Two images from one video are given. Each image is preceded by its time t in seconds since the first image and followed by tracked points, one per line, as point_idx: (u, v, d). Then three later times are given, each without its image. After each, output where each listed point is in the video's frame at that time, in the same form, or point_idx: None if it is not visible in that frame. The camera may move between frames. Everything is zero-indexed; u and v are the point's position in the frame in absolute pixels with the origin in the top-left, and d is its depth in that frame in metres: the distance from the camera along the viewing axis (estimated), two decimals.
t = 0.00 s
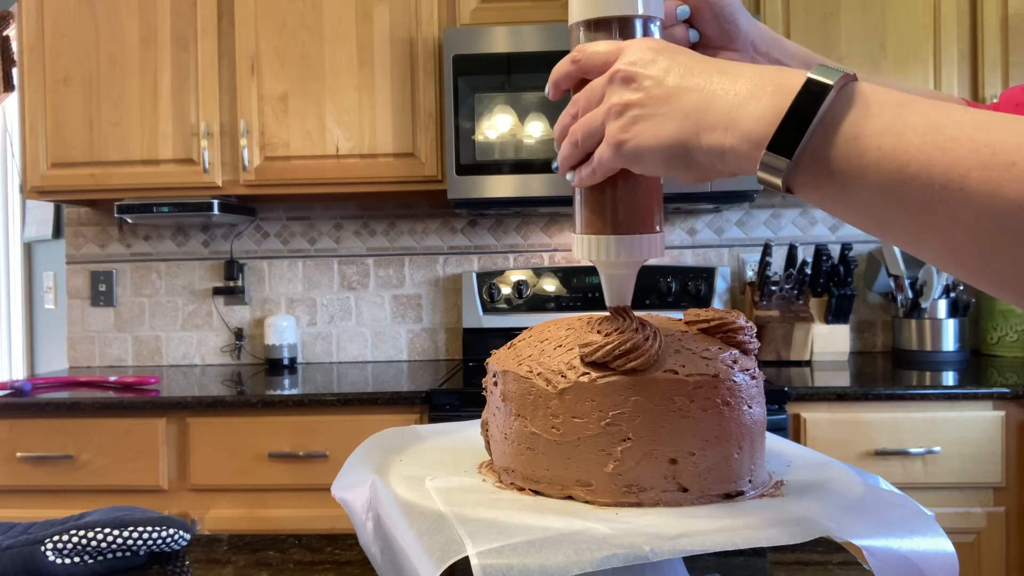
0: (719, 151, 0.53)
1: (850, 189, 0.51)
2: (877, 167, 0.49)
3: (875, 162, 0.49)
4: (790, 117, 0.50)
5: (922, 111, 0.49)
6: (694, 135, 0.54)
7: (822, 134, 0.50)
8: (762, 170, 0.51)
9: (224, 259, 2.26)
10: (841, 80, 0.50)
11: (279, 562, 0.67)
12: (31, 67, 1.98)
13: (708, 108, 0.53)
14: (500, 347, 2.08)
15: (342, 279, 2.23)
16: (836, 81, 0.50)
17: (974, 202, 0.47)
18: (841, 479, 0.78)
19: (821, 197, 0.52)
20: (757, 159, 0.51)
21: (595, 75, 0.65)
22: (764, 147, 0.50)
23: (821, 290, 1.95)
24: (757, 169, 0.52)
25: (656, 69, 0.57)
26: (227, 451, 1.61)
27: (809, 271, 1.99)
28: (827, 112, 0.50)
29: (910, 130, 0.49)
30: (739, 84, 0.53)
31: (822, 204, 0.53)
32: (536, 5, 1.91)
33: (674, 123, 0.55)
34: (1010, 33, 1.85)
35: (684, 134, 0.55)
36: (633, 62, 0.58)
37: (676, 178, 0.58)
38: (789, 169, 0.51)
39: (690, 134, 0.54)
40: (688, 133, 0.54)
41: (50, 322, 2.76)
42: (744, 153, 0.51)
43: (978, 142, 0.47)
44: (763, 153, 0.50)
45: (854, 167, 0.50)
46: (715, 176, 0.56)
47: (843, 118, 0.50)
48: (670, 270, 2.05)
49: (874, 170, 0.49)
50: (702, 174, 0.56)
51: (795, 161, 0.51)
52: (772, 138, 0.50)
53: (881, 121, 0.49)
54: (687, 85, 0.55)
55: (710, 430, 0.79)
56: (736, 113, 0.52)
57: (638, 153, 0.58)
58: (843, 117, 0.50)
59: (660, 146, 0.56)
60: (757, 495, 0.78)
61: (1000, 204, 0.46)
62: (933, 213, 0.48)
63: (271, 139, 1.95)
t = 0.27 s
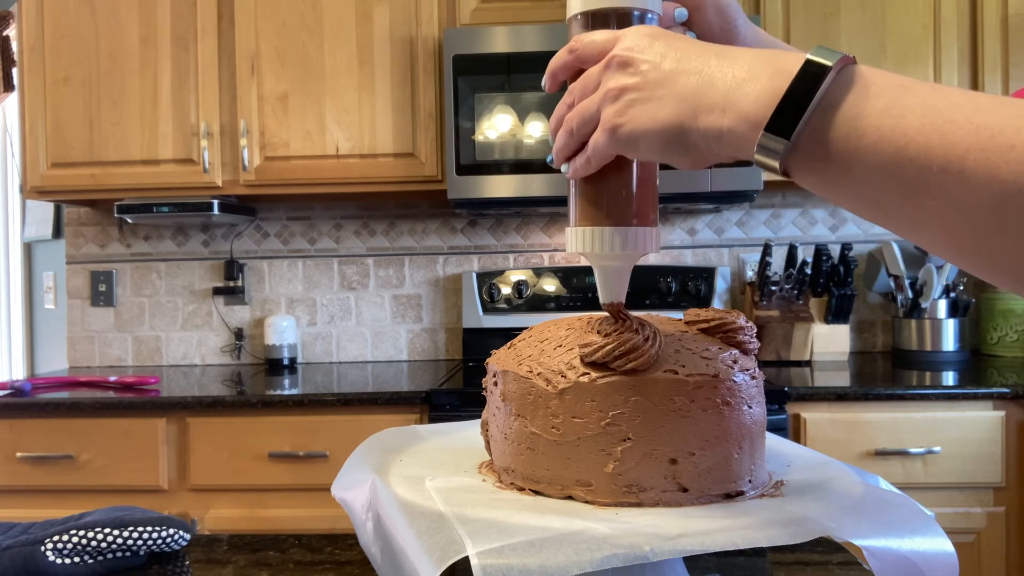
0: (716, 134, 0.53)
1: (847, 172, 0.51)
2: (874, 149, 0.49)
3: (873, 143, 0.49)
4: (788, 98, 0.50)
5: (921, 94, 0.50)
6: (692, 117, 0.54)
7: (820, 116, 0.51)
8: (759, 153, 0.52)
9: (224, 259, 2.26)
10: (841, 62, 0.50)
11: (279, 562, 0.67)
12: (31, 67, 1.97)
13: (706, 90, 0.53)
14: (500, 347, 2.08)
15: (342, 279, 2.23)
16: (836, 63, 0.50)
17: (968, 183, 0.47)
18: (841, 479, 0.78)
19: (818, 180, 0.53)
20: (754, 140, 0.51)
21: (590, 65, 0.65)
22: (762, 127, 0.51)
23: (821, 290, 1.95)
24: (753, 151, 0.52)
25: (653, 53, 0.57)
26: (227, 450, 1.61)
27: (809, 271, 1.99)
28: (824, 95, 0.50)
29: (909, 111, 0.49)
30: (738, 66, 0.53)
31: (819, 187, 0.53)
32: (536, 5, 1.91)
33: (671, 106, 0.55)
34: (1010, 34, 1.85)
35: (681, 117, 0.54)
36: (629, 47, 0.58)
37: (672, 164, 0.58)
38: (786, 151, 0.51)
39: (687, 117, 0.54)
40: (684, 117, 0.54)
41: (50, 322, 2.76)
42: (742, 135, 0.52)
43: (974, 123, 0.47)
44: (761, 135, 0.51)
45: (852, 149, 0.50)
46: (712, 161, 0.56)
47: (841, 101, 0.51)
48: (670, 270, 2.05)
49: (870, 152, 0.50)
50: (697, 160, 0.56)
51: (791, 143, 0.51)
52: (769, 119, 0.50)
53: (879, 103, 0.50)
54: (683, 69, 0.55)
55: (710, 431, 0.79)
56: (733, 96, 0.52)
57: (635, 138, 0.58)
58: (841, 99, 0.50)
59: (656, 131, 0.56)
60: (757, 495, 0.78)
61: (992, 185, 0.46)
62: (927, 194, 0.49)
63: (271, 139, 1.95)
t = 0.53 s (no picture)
0: (723, 104, 0.55)
1: (845, 145, 0.52)
2: (873, 122, 0.51)
3: (873, 117, 0.51)
4: (791, 70, 0.51)
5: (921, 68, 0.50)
6: (698, 89, 0.56)
7: (823, 89, 0.52)
8: (761, 124, 0.53)
9: (224, 259, 2.26)
10: (845, 35, 0.51)
11: (279, 562, 0.67)
12: (31, 67, 1.97)
13: (713, 61, 0.55)
14: (501, 347, 2.08)
15: (342, 279, 2.23)
16: (840, 35, 0.51)
17: (963, 158, 0.49)
18: (841, 478, 0.78)
19: (818, 152, 0.54)
20: (757, 110, 0.53)
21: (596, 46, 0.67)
22: (765, 98, 0.52)
23: (821, 290, 1.95)
24: (756, 123, 0.53)
25: (658, 29, 0.58)
26: (227, 451, 1.61)
27: (809, 271, 1.99)
28: (828, 67, 0.52)
29: (908, 86, 0.50)
30: (744, 41, 0.54)
31: (820, 158, 0.54)
32: (536, 5, 1.91)
33: (678, 78, 0.56)
34: (1010, 33, 1.85)
35: (688, 88, 0.56)
36: (634, 25, 0.59)
37: (676, 139, 0.60)
38: (788, 122, 0.53)
39: (693, 88, 0.56)
40: (691, 88, 0.56)
41: (49, 322, 2.76)
42: (747, 106, 0.53)
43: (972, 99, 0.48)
44: (765, 104, 0.52)
45: (852, 123, 0.51)
46: (715, 134, 0.58)
47: (843, 75, 0.52)
48: (670, 270, 2.05)
49: (869, 126, 0.51)
50: (700, 133, 0.58)
51: (794, 113, 0.52)
52: (774, 89, 0.52)
53: (880, 78, 0.51)
54: (689, 43, 0.56)
55: (710, 431, 0.79)
56: (740, 66, 0.54)
57: (640, 112, 0.59)
58: (843, 73, 0.52)
59: (663, 104, 0.58)
60: (757, 495, 0.78)
61: (987, 159, 0.48)
62: (923, 168, 0.50)
63: (271, 139, 1.95)
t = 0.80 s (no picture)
0: (734, 99, 0.52)
1: (855, 136, 0.50)
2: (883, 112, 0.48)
3: (884, 107, 0.48)
4: (801, 63, 0.49)
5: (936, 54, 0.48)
6: (707, 85, 0.54)
7: (834, 78, 0.49)
8: (772, 118, 0.51)
9: (224, 259, 2.26)
10: (855, 25, 0.49)
11: (279, 561, 0.67)
12: (31, 67, 1.97)
13: (721, 56, 0.53)
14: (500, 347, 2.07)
15: (342, 279, 2.23)
16: (849, 25, 0.49)
17: (979, 147, 0.46)
18: (841, 478, 0.78)
19: (828, 144, 0.52)
20: (768, 104, 0.51)
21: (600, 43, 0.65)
22: (775, 91, 0.50)
23: (821, 290, 1.94)
24: (767, 118, 0.51)
25: (663, 23, 0.57)
26: (227, 451, 1.61)
27: (809, 271, 1.98)
28: (838, 56, 0.49)
29: (920, 73, 0.47)
30: (753, 32, 0.52)
31: (828, 150, 0.52)
32: (537, 5, 1.91)
33: (685, 73, 0.55)
34: (1011, 34, 1.85)
35: (696, 83, 0.54)
36: (638, 20, 0.58)
37: (687, 135, 0.58)
38: (798, 114, 0.50)
39: (702, 84, 0.54)
40: (699, 84, 0.54)
41: (49, 322, 2.76)
42: (757, 99, 0.51)
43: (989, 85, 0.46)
44: (775, 98, 0.50)
45: (862, 114, 0.49)
46: (728, 131, 0.56)
47: (854, 64, 0.49)
48: (670, 270, 2.05)
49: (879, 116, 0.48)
50: (713, 129, 0.56)
51: (804, 105, 0.50)
52: (783, 81, 0.50)
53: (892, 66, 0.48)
54: (697, 36, 0.54)
55: (710, 431, 0.79)
56: (749, 58, 0.51)
57: (649, 107, 0.58)
58: (855, 60, 0.49)
59: (671, 101, 0.56)
60: (757, 495, 0.78)
61: (1004, 147, 0.45)
62: (938, 159, 0.48)
63: (271, 139, 1.95)
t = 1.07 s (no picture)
0: (732, 68, 0.54)
1: (853, 106, 0.51)
2: (881, 83, 0.49)
3: (881, 78, 0.49)
4: (799, 31, 0.50)
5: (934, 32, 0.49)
6: (705, 54, 0.55)
7: (833, 48, 0.51)
8: (769, 85, 0.52)
9: (224, 259, 2.26)
10: None
11: (279, 562, 0.67)
12: (31, 67, 1.97)
13: (720, 27, 0.54)
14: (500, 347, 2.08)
15: (342, 279, 2.23)
16: None
17: (975, 116, 0.47)
18: (841, 478, 0.78)
19: (827, 116, 0.53)
20: (765, 71, 0.52)
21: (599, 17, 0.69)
22: (773, 58, 0.51)
23: (821, 290, 1.94)
24: (763, 85, 0.53)
25: None
26: (227, 451, 1.61)
27: (809, 271, 1.98)
28: (835, 27, 0.50)
29: (919, 44, 0.49)
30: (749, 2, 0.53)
31: (828, 123, 0.53)
32: (537, 5, 1.91)
33: (684, 43, 0.57)
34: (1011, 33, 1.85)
35: (695, 52, 0.56)
36: None
37: (682, 105, 0.60)
38: (796, 83, 0.52)
39: (700, 53, 0.56)
40: (697, 53, 0.56)
41: (50, 322, 2.76)
42: (754, 68, 0.53)
43: (986, 59, 0.46)
44: (772, 64, 0.51)
45: (860, 84, 0.50)
46: (724, 99, 0.58)
47: (853, 34, 0.50)
48: (670, 269, 2.05)
49: (876, 87, 0.50)
50: (709, 98, 0.58)
51: (801, 75, 0.51)
52: (782, 50, 0.51)
53: (890, 36, 0.49)
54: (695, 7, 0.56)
55: (710, 431, 0.79)
56: (746, 28, 0.53)
57: (648, 76, 0.60)
58: (853, 31, 0.50)
59: (671, 71, 0.58)
60: (757, 495, 0.78)
61: (999, 119, 0.46)
62: (934, 129, 0.49)
63: (271, 139, 1.95)
